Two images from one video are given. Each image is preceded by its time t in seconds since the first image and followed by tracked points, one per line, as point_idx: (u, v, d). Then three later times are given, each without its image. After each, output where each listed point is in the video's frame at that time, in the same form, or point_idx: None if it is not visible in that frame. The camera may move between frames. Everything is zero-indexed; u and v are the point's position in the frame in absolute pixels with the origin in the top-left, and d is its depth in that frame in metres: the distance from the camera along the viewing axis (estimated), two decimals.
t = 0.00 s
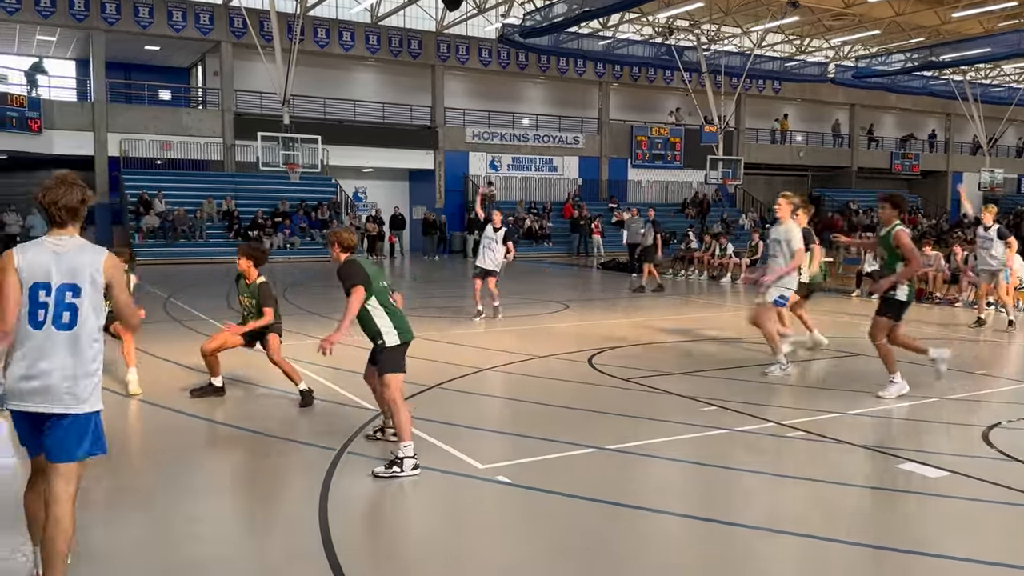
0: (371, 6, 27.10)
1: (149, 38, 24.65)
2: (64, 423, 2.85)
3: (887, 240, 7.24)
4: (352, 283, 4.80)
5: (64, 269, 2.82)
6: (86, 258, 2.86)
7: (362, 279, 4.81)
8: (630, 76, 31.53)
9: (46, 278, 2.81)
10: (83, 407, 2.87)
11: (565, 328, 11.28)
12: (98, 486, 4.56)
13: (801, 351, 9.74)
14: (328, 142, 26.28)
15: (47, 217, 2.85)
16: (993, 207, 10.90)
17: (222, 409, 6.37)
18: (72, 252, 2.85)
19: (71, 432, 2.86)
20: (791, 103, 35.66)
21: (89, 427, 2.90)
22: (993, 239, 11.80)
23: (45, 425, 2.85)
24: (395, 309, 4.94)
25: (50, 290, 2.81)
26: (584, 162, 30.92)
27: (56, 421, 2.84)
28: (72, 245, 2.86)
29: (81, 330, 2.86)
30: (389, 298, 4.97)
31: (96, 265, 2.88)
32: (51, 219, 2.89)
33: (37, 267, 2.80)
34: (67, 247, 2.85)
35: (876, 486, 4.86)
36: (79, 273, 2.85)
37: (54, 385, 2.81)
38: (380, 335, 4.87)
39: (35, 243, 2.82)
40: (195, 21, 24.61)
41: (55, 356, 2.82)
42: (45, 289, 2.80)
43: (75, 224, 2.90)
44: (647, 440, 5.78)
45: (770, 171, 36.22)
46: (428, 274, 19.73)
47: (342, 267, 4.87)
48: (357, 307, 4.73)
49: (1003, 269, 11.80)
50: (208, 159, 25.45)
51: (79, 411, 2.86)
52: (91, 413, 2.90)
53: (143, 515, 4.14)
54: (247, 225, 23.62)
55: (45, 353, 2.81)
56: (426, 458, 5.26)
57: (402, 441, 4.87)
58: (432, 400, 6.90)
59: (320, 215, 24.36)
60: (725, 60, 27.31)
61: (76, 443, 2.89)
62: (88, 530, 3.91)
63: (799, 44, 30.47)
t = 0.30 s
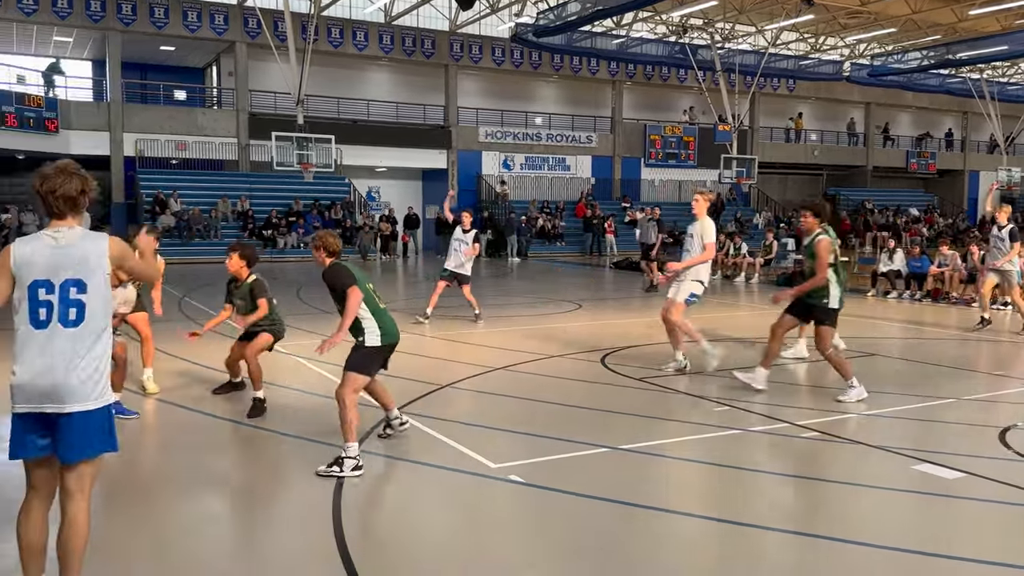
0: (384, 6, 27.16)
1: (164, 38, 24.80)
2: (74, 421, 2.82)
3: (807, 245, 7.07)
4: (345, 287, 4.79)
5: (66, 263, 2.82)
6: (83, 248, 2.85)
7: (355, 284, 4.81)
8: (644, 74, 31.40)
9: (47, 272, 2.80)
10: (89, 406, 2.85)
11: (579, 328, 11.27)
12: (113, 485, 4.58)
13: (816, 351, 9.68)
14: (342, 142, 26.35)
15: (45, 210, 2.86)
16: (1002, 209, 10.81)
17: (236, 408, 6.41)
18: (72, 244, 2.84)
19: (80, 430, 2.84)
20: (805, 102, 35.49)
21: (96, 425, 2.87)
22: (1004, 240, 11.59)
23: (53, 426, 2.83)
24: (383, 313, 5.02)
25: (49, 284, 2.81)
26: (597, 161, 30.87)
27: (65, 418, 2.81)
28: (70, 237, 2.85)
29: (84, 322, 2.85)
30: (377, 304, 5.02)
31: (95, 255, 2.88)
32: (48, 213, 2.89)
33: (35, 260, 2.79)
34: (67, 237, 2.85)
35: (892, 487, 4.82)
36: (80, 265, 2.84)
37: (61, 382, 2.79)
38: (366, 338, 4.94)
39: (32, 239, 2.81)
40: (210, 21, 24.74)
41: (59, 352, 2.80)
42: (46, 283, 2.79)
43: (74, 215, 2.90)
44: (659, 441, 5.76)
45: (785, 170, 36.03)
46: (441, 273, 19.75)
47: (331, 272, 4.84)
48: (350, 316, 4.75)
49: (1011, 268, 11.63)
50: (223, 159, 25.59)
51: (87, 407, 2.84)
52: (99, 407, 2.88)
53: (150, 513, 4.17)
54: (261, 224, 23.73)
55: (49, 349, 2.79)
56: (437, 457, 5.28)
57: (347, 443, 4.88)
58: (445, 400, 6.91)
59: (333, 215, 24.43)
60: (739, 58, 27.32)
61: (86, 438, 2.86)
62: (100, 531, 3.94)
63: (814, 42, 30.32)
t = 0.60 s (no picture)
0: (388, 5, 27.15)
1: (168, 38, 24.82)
2: (87, 422, 2.81)
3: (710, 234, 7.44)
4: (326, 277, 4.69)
5: (66, 263, 2.79)
6: (83, 249, 2.82)
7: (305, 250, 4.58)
8: (649, 73, 31.33)
9: (47, 275, 2.78)
10: (105, 406, 2.84)
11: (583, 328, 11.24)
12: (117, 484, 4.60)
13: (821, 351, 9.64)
14: (346, 141, 26.36)
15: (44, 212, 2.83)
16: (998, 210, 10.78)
17: (240, 408, 6.41)
18: (71, 246, 2.81)
19: (94, 433, 2.82)
20: (810, 101, 35.41)
21: (115, 425, 2.87)
22: (998, 242, 11.47)
23: (66, 430, 2.82)
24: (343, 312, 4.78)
25: (51, 286, 2.79)
26: (601, 160, 30.82)
27: (79, 420, 2.80)
28: (70, 238, 2.82)
29: (88, 322, 2.83)
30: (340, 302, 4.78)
31: (96, 253, 2.84)
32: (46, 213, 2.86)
33: (36, 263, 2.77)
34: (65, 238, 2.81)
35: (896, 487, 4.80)
36: (82, 266, 2.82)
37: (72, 384, 2.77)
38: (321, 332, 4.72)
39: (31, 242, 2.79)
40: (215, 20, 24.76)
41: (65, 354, 2.79)
42: (48, 287, 2.77)
43: (74, 216, 2.87)
44: (661, 440, 5.74)
45: (790, 169, 35.94)
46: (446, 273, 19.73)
47: (311, 252, 4.65)
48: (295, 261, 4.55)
49: (1005, 272, 11.56)
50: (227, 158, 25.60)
51: (99, 408, 2.83)
52: (114, 406, 2.88)
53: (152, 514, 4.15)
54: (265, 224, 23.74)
55: (55, 352, 2.77)
56: (439, 456, 5.27)
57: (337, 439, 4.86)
58: (448, 399, 6.89)
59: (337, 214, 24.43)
60: (743, 57, 27.26)
61: (100, 439, 2.84)
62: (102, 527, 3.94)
63: (818, 41, 30.24)
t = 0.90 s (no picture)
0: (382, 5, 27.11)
1: (162, 37, 24.75)
2: (103, 462, 2.46)
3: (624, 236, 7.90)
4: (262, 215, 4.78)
5: (87, 292, 2.47)
6: (107, 274, 2.48)
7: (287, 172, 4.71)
8: (643, 73, 31.39)
9: (69, 300, 2.48)
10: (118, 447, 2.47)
11: (578, 327, 11.25)
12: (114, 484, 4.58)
13: (816, 350, 9.67)
14: (340, 141, 26.32)
15: (76, 232, 2.52)
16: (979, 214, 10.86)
17: (234, 408, 6.40)
18: (96, 270, 2.48)
19: (104, 473, 2.46)
20: (803, 101, 35.52)
21: (129, 467, 2.49)
22: (986, 247, 11.43)
23: (75, 467, 2.49)
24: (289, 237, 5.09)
25: (74, 312, 2.48)
26: (595, 160, 30.85)
27: (91, 459, 2.46)
28: (98, 262, 2.50)
29: (107, 356, 2.49)
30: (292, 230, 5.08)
31: (122, 282, 2.48)
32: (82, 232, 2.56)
33: (60, 287, 2.48)
34: (93, 263, 2.49)
35: (891, 486, 4.81)
36: (104, 294, 2.47)
37: (79, 421, 2.45)
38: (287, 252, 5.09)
39: (60, 262, 2.49)
40: (208, 20, 24.69)
41: (79, 388, 2.47)
42: (67, 312, 2.47)
43: (108, 238, 2.54)
44: (657, 439, 5.74)
45: (783, 169, 36.05)
46: (440, 272, 19.73)
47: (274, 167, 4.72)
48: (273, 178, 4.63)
49: (995, 277, 11.52)
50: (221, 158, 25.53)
51: (111, 451, 2.46)
52: (133, 447, 2.51)
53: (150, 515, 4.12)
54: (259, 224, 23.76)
55: (75, 382, 2.46)
56: (434, 456, 5.26)
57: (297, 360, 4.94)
58: (443, 399, 6.88)
59: (331, 214, 24.43)
60: (737, 58, 27.31)
61: (112, 484, 2.47)
62: (99, 530, 3.92)
63: (812, 41, 30.31)
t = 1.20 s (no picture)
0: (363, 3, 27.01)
1: (140, 35, 24.52)
2: (155, 474, 2.35)
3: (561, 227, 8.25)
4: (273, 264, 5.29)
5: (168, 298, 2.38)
6: (191, 280, 2.39)
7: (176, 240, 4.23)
8: (624, 72, 31.52)
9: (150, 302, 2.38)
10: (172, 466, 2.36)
11: (560, 326, 11.28)
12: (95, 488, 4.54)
13: (796, 349, 9.75)
14: (321, 140, 26.20)
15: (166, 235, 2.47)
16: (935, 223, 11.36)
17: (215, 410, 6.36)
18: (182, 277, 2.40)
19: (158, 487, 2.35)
20: (783, 101, 35.79)
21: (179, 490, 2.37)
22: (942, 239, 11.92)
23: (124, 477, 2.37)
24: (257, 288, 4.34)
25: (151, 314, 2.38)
26: (577, 160, 30.94)
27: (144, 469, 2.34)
28: (184, 268, 2.42)
29: (173, 362, 2.36)
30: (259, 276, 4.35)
31: (204, 294, 2.39)
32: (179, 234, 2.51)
33: (145, 286, 2.40)
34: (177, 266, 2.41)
35: (871, 484, 4.86)
36: (186, 301, 2.37)
37: (134, 428, 2.34)
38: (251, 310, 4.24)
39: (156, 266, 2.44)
40: (188, 18, 24.51)
41: (146, 392, 2.35)
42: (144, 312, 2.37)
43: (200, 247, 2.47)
44: (638, 438, 5.78)
45: (763, 169, 36.31)
46: (422, 272, 19.71)
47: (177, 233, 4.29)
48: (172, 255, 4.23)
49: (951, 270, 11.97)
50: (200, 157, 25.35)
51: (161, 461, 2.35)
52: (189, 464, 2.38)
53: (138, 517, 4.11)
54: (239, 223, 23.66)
55: (142, 385, 2.36)
56: (417, 456, 5.26)
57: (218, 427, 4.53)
58: (426, 399, 6.86)
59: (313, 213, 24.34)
60: (718, 58, 27.52)
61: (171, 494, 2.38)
62: (81, 537, 3.89)
63: (791, 42, 30.52)
